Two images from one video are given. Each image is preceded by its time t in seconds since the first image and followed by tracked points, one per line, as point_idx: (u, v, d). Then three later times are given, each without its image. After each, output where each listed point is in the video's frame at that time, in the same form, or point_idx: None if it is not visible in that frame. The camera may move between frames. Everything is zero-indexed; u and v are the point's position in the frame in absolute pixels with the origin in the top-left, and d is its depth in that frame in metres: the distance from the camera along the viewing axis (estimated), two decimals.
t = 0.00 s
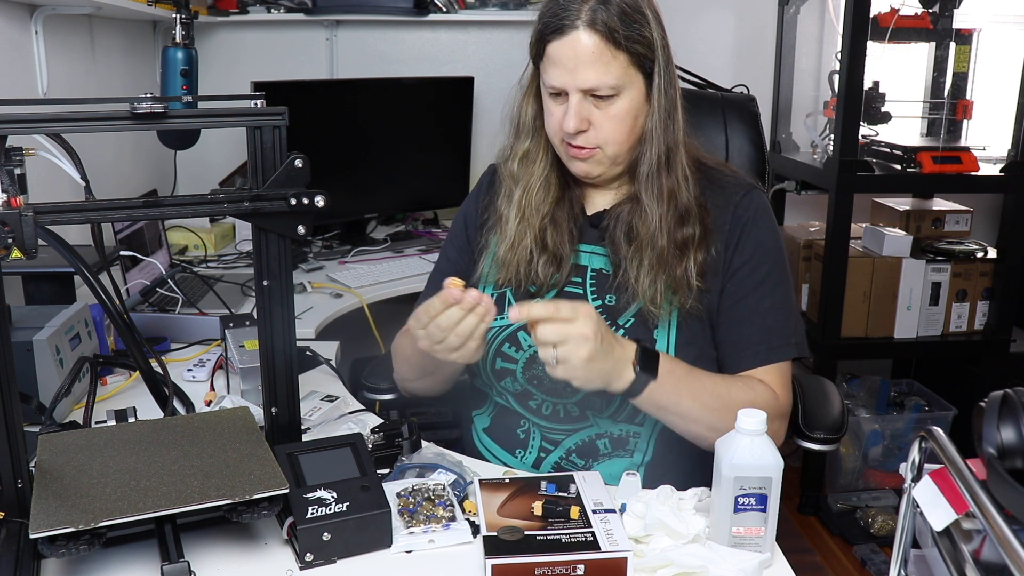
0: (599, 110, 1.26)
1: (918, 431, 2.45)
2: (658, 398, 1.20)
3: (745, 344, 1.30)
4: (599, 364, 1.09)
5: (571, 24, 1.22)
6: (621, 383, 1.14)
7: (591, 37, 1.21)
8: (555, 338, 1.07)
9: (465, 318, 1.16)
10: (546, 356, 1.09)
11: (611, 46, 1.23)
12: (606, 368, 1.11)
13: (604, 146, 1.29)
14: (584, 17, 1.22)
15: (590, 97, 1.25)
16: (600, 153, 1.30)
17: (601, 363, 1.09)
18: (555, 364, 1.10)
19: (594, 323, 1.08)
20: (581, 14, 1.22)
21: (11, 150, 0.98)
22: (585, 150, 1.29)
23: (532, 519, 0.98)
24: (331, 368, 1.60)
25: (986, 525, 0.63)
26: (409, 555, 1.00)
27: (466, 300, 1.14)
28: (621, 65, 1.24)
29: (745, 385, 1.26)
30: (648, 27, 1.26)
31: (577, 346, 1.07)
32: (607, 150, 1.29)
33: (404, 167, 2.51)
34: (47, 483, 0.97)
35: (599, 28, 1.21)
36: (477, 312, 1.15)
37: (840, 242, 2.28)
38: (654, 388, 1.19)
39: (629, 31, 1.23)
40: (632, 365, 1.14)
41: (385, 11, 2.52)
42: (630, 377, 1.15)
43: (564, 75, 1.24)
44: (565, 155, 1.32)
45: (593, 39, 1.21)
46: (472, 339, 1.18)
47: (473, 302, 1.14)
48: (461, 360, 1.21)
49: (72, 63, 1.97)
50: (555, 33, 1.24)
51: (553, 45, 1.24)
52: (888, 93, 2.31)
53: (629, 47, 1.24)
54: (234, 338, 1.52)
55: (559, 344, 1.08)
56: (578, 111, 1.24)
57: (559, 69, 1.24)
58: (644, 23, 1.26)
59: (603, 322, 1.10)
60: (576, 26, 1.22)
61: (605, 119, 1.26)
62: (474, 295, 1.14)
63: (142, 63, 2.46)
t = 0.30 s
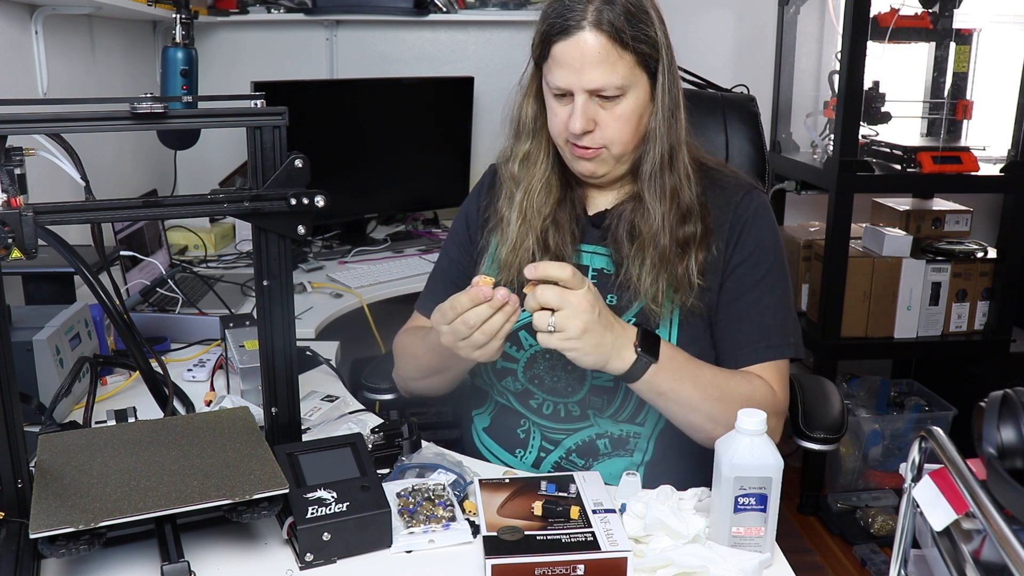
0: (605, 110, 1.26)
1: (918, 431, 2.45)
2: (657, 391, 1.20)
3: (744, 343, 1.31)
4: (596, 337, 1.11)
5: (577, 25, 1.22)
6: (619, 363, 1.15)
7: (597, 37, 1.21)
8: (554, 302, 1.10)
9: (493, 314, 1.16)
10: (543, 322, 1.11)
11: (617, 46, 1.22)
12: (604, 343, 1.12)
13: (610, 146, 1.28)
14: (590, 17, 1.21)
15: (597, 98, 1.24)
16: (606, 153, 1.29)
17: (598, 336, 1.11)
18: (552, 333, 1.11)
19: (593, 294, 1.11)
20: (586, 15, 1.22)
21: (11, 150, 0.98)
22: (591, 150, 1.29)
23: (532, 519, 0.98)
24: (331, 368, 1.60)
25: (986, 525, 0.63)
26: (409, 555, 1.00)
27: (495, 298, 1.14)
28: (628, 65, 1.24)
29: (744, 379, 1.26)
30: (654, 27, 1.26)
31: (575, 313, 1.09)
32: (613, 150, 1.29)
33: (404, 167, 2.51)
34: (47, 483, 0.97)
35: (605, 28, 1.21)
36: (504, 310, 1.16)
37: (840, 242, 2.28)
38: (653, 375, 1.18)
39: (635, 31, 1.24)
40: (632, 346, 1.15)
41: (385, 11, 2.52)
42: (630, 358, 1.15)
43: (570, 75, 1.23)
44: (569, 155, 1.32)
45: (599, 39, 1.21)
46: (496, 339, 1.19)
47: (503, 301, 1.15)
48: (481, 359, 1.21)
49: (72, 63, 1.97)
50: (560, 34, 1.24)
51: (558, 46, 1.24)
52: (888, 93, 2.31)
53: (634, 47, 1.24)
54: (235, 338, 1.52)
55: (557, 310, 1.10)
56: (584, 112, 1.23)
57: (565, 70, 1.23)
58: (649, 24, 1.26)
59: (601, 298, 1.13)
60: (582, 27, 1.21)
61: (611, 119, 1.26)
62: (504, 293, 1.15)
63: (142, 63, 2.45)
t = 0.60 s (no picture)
0: (608, 111, 1.26)
1: (918, 431, 2.45)
2: (659, 398, 1.20)
3: (746, 343, 1.31)
4: (598, 349, 1.12)
5: (578, 26, 1.22)
6: (621, 374, 1.16)
7: (598, 37, 1.21)
8: (559, 314, 1.10)
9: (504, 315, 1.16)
10: (546, 333, 1.11)
11: (619, 47, 1.22)
12: (606, 355, 1.13)
13: (614, 146, 1.29)
14: (591, 18, 1.21)
15: (599, 99, 1.25)
16: (610, 154, 1.30)
17: (599, 348, 1.12)
18: (555, 343, 1.12)
19: (595, 308, 1.11)
20: (587, 16, 1.22)
21: (11, 150, 0.98)
22: (595, 151, 1.29)
23: (532, 519, 0.98)
24: (331, 368, 1.60)
25: (986, 525, 0.63)
26: (409, 555, 1.00)
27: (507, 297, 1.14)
28: (630, 65, 1.24)
29: (745, 382, 1.26)
30: (654, 27, 1.26)
31: (579, 326, 1.10)
32: (616, 150, 1.29)
33: (405, 167, 2.51)
34: (47, 483, 0.97)
35: (606, 29, 1.21)
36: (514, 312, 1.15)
37: (840, 242, 2.28)
38: (655, 384, 1.19)
39: (636, 31, 1.23)
40: (633, 358, 1.16)
41: (385, 11, 2.52)
42: (631, 369, 1.16)
43: (572, 77, 1.23)
44: (572, 156, 1.32)
45: (600, 40, 1.21)
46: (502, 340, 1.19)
47: (515, 301, 1.14)
48: (489, 358, 1.22)
49: (72, 63, 1.97)
50: (561, 35, 1.24)
51: (559, 47, 1.24)
52: (888, 93, 2.31)
53: (636, 47, 1.24)
54: (235, 338, 1.52)
55: (561, 321, 1.10)
56: (587, 113, 1.23)
57: (567, 71, 1.23)
58: (650, 24, 1.26)
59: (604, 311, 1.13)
60: (583, 28, 1.21)
61: (614, 120, 1.26)
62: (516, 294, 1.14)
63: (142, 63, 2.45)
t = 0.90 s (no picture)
0: (608, 111, 1.26)
1: (918, 431, 2.45)
2: (658, 397, 1.20)
3: (746, 343, 1.31)
4: (599, 345, 1.12)
5: (577, 26, 1.22)
6: (622, 370, 1.16)
7: (597, 38, 1.21)
8: (557, 312, 1.10)
9: (505, 322, 1.15)
10: (546, 332, 1.11)
11: (618, 47, 1.22)
12: (606, 351, 1.13)
13: (615, 147, 1.29)
14: (590, 19, 1.21)
15: (599, 99, 1.25)
16: (610, 155, 1.30)
17: (601, 344, 1.12)
18: (556, 342, 1.11)
19: (593, 303, 1.11)
20: (586, 16, 1.22)
21: (11, 150, 0.98)
22: (595, 152, 1.29)
23: (532, 519, 0.98)
24: (331, 368, 1.60)
25: (986, 525, 0.63)
26: (410, 555, 1.00)
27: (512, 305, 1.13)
28: (629, 65, 1.24)
29: (745, 383, 1.26)
30: (653, 27, 1.26)
31: (578, 323, 1.10)
32: (617, 151, 1.29)
33: (405, 167, 2.51)
34: (47, 483, 0.96)
35: (605, 29, 1.21)
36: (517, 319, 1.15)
37: (840, 242, 2.28)
38: (655, 383, 1.19)
39: (636, 31, 1.23)
40: (633, 355, 1.16)
41: (385, 11, 2.52)
42: (633, 364, 1.16)
43: (572, 78, 1.23)
44: (572, 158, 1.32)
45: (600, 40, 1.21)
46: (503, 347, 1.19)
47: (518, 309, 1.14)
48: (488, 363, 1.21)
49: (72, 63, 1.97)
50: (561, 37, 1.24)
51: (559, 48, 1.24)
52: (888, 93, 2.31)
53: (635, 47, 1.24)
54: (234, 338, 1.52)
55: (561, 320, 1.10)
56: (588, 114, 1.23)
57: (567, 72, 1.23)
58: (649, 24, 1.26)
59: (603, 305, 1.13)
60: (582, 29, 1.21)
61: (614, 121, 1.26)
62: (521, 302, 1.13)
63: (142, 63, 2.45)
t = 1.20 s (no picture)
0: (609, 109, 1.26)
1: (918, 431, 2.45)
2: (659, 394, 1.20)
3: (747, 343, 1.31)
4: (606, 343, 1.11)
5: (576, 25, 1.22)
6: (632, 365, 1.15)
7: (596, 36, 1.21)
8: (561, 311, 1.10)
9: (512, 320, 1.15)
10: (551, 331, 1.12)
11: (618, 44, 1.22)
12: (614, 349, 1.12)
13: (617, 145, 1.28)
14: (589, 17, 1.21)
15: (600, 97, 1.24)
16: (613, 152, 1.30)
17: (608, 341, 1.11)
18: (561, 340, 1.12)
19: (599, 302, 1.10)
20: (585, 14, 1.22)
21: (11, 150, 0.98)
22: (597, 150, 1.29)
23: (532, 519, 0.98)
24: (331, 368, 1.60)
25: (986, 525, 0.63)
26: (409, 555, 1.00)
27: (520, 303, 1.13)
28: (629, 63, 1.24)
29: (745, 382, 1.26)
30: (652, 23, 1.26)
31: (582, 322, 1.10)
32: (619, 148, 1.29)
33: (405, 167, 2.51)
34: (47, 483, 0.97)
35: (605, 27, 1.21)
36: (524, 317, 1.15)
37: (840, 242, 2.28)
38: (657, 380, 1.19)
39: (634, 28, 1.24)
40: (644, 350, 1.16)
41: (385, 11, 2.52)
42: (643, 360, 1.16)
43: (573, 77, 1.23)
44: (574, 157, 1.32)
45: (599, 38, 1.21)
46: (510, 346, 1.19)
47: (526, 308, 1.14)
48: (491, 362, 1.21)
49: (72, 63, 1.97)
50: (560, 36, 1.24)
51: (558, 47, 1.24)
52: (888, 93, 2.31)
53: (634, 44, 1.24)
54: (234, 338, 1.52)
55: (565, 319, 1.11)
56: (589, 112, 1.23)
57: (567, 71, 1.23)
58: (647, 20, 1.26)
59: (610, 303, 1.12)
60: (581, 27, 1.21)
61: (615, 118, 1.26)
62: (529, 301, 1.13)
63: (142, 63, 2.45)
